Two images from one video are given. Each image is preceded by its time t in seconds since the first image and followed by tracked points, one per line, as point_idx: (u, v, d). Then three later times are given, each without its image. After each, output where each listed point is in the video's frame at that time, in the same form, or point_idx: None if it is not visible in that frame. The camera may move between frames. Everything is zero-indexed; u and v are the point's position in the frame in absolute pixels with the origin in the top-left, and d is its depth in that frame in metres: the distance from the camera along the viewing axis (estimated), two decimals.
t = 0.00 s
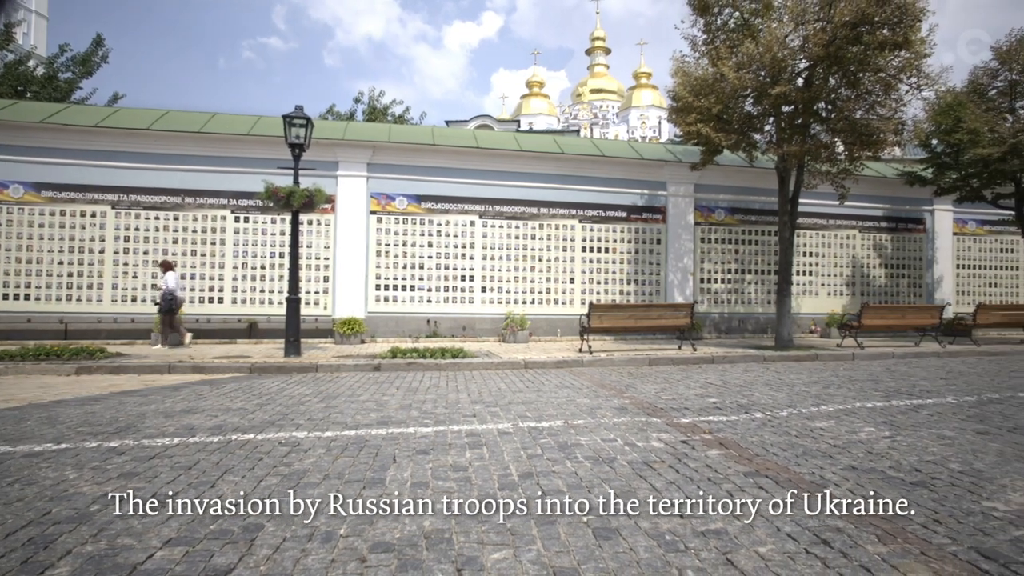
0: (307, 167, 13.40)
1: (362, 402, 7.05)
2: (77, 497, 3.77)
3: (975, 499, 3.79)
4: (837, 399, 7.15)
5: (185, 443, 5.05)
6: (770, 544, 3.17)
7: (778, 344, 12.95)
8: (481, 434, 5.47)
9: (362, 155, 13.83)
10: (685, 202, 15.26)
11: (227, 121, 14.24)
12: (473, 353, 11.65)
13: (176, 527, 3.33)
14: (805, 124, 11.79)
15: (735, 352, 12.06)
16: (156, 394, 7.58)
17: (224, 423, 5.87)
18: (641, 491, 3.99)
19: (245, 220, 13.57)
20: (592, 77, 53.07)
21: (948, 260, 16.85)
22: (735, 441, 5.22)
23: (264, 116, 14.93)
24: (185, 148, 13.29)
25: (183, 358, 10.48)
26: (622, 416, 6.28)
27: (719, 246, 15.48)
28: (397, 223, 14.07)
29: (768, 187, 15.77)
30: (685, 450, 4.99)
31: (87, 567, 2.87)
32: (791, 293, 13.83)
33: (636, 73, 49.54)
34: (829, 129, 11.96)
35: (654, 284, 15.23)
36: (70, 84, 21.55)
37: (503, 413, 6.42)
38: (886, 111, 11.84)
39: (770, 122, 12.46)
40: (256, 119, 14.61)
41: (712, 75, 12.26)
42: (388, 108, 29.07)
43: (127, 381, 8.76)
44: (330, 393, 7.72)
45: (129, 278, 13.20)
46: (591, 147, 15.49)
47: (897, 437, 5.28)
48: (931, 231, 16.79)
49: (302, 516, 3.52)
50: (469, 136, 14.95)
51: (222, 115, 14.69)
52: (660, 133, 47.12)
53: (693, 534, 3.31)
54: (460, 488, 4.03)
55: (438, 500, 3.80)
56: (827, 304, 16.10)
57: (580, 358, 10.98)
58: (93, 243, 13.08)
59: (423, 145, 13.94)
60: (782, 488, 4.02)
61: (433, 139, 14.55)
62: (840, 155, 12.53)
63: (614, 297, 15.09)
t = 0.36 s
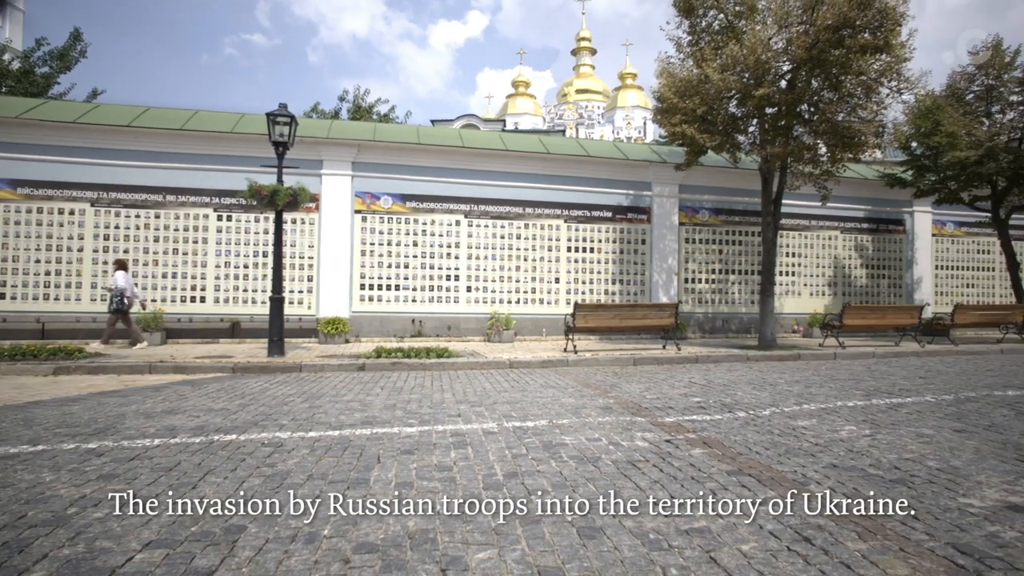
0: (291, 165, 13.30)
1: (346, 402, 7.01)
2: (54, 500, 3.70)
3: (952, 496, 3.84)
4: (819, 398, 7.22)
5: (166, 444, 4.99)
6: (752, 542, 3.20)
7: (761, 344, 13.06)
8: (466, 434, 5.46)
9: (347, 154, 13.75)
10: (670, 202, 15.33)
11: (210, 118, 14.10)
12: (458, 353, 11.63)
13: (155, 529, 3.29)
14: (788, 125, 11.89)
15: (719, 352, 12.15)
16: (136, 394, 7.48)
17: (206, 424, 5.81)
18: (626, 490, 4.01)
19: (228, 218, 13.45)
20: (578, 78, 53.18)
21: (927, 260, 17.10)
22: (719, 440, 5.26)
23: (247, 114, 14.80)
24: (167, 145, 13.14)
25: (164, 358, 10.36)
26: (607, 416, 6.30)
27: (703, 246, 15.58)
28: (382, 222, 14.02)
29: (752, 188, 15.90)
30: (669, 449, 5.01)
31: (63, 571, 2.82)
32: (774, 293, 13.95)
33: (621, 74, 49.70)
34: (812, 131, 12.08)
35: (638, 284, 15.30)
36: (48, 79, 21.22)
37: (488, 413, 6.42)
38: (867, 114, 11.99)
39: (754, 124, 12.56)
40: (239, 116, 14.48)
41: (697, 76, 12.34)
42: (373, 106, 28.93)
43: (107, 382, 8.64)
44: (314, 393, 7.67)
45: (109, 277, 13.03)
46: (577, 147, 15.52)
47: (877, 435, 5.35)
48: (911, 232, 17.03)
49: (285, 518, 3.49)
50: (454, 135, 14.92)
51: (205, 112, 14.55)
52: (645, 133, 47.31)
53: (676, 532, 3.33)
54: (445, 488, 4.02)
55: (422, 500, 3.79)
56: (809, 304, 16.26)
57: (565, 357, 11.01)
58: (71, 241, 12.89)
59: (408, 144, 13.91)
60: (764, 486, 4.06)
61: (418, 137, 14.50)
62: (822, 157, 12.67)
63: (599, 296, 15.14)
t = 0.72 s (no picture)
0: (273, 163, 13.18)
1: (328, 402, 6.97)
2: (27, 504, 3.63)
3: (927, 493, 3.91)
4: (799, 397, 7.31)
5: (144, 446, 4.92)
6: (733, 539, 3.22)
7: (743, 343, 13.17)
8: (449, 434, 5.45)
9: (329, 152, 13.66)
10: (653, 203, 15.41)
11: (190, 115, 13.92)
12: (442, 352, 11.59)
13: (132, 532, 3.25)
14: (769, 127, 12.02)
15: (701, 351, 12.23)
16: (112, 395, 7.37)
17: (185, 424, 5.74)
18: (608, 489, 4.02)
19: (208, 216, 13.30)
20: (562, 78, 53.28)
21: (905, 261, 17.36)
22: (700, 439, 5.30)
23: (228, 111, 14.64)
24: (145, 142, 12.97)
25: (142, 358, 10.22)
26: (589, 415, 6.32)
27: (686, 246, 15.68)
28: (365, 221, 13.94)
29: (734, 189, 16.03)
30: (651, 448, 5.04)
31: None
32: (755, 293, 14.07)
33: (605, 75, 49.85)
34: (793, 133, 12.20)
35: (621, 284, 15.36)
36: (22, 73, 20.83)
37: (471, 413, 6.41)
38: (847, 117, 12.14)
39: (736, 125, 12.66)
40: (219, 113, 14.32)
41: (680, 78, 12.41)
42: (357, 105, 28.77)
43: (83, 382, 8.51)
44: (295, 393, 7.62)
45: (85, 276, 12.82)
46: (560, 147, 15.55)
47: (855, 434, 5.42)
48: (889, 233, 17.27)
49: (266, 519, 3.46)
50: (438, 134, 14.87)
51: (184, 109, 14.36)
52: (628, 133, 47.49)
53: (658, 531, 3.35)
54: (427, 488, 4.01)
55: (405, 500, 3.78)
56: (790, 304, 16.44)
57: (548, 357, 11.03)
58: (47, 239, 12.66)
59: (392, 143, 13.85)
60: (745, 484, 4.10)
61: (401, 136, 14.44)
62: (803, 159, 12.80)
63: (582, 296, 15.18)
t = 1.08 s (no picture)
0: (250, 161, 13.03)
1: (307, 402, 6.91)
2: None
3: (900, 489, 3.98)
4: (776, 396, 7.40)
5: (116, 448, 4.83)
6: (711, 537, 3.25)
7: (721, 343, 13.29)
8: (429, 434, 5.44)
9: (309, 150, 13.54)
10: (633, 203, 15.48)
11: (165, 110, 13.71)
12: (422, 352, 11.55)
13: (104, 536, 3.19)
14: (747, 129, 12.15)
15: (679, 351, 12.33)
16: (84, 396, 7.23)
17: (159, 425, 5.65)
18: (588, 488, 4.04)
19: (184, 214, 13.12)
20: (543, 78, 53.36)
21: (879, 262, 17.65)
22: (679, 438, 5.34)
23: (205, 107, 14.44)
24: (118, 138, 12.75)
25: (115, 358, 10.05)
26: (569, 415, 6.34)
27: (665, 247, 15.80)
28: (344, 220, 13.85)
29: (712, 190, 16.18)
30: (630, 447, 5.06)
31: None
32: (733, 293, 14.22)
33: (586, 75, 50.03)
34: (770, 135, 12.35)
35: (602, 284, 15.43)
36: None
37: (451, 412, 6.39)
38: (823, 120, 12.32)
39: (715, 127, 12.76)
40: (196, 109, 14.12)
41: (660, 79, 12.50)
42: (336, 102, 28.55)
43: (54, 382, 8.34)
44: (273, 393, 7.54)
45: (57, 274, 12.58)
46: (541, 147, 15.57)
47: (830, 432, 5.50)
48: (864, 235, 17.54)
49: (242, 521, 3.41)
50: (418, 132, 14.81)
51: (160, 104, 14.14)
52: (609, 134, 47.72)
53: (637, 529, 3.37)
54: (407, 488, 4.00)
55: (385, 500, 3.76)
56: (767, 304, 16.64)
57: (528, 356, 11.05)
58: (16, 236, 12.39)
59: (372, 142, 13.77)
60: (723, 482, 4.14)
61: (381, 135, 14.37)
62: (780, 161, 12.96)
63: (563, 296, 15.22)
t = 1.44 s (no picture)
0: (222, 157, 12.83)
1: (279, 403, 6.83)
2: None
3: (867, 485, 4.06)
4: (748, 394, 7.50)
5: (81, 450, 4.72)
6: (683, 535, 3.29)
7: (695, 342, 13.44)
8: (403, 434, 5.41)
9: (282, 147, 13.38)
10: (608, 203, 15.56)
11: (134, 105, 13.43)
12: (397, 352, 11.49)
13: (67, 541, 3.11)
14: (721, 131, 12.29)
15: (654, 351, 12.43)
16: (48, 397, 7.05)
17: (126, 427, 5.54)
18: (562, 487, 4.05)
19: (154, 211, 12.88)
20: (519, 77, 53.41)
21: (848, 263, 17.99)
22: (653, 436, 5.38)
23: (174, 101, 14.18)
24: (85, 132, 12.45)
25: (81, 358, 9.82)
26: (544, 414, 6.35)
27: (640, 247, 15.92)
28: (319, 218, 13.71)
29: (687, 191, 16.34)
30: (605, 446, 5.10)
31: None
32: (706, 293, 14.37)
33: (562, 75, 50.18)
34: (744, 138, 12.51)
35: (577, 283, 15.50)
36: None
37: (426, 412, 6.36)
38: (795, 123, 12.53)
39: (689, 128, 12.88)
40: (166, 104, 13.86)
41: (636, 80, 12.58)
42: (310, 99, 28.24)
43: (17, 383, 8.12)
44: (244, 393, 7.43)
45: (19, 271, 12.25)
46: (517, 146, 15.58)
47: (800, 430, 5.59)
48: (835, 236, 17.87)
49: (212, 524, 3.35)
50: (394, 131, 14.72)
51: (128, 98, 13.84)
52: (585, 134, 47.94)
53: (611, 528, 3.39)
54: (381, 488, 3.97)
55: (359, 501, 3.74)
56: (740, 304, 16.86)
57: (504, 356, 11.05)
58: None
59: (347, 139, 13.65)
60: (696, 480, 4.18)
61: (356, 132, 14.25)
62: (753, 163, 13.15)
63: (538, 296, 15.25)
